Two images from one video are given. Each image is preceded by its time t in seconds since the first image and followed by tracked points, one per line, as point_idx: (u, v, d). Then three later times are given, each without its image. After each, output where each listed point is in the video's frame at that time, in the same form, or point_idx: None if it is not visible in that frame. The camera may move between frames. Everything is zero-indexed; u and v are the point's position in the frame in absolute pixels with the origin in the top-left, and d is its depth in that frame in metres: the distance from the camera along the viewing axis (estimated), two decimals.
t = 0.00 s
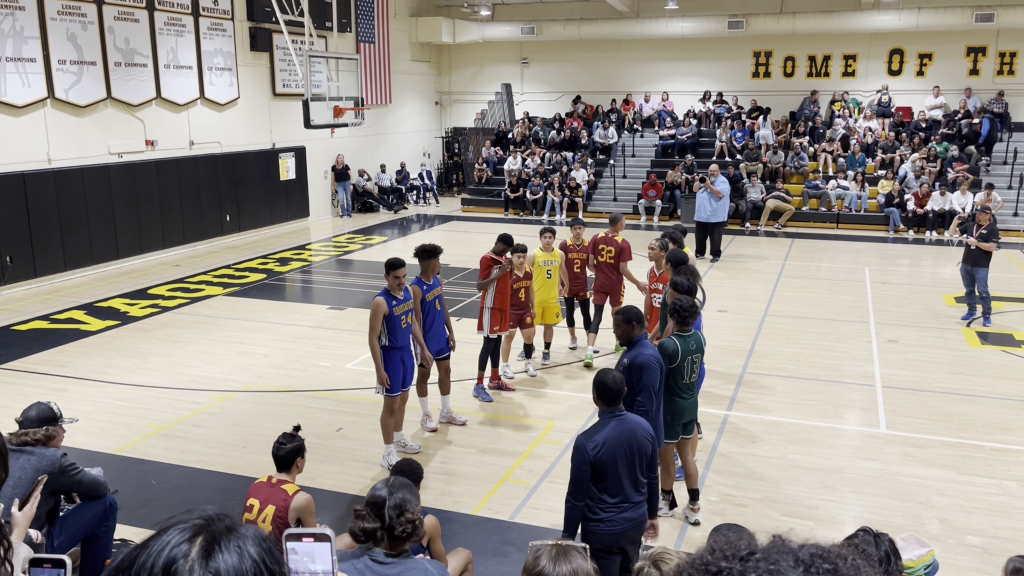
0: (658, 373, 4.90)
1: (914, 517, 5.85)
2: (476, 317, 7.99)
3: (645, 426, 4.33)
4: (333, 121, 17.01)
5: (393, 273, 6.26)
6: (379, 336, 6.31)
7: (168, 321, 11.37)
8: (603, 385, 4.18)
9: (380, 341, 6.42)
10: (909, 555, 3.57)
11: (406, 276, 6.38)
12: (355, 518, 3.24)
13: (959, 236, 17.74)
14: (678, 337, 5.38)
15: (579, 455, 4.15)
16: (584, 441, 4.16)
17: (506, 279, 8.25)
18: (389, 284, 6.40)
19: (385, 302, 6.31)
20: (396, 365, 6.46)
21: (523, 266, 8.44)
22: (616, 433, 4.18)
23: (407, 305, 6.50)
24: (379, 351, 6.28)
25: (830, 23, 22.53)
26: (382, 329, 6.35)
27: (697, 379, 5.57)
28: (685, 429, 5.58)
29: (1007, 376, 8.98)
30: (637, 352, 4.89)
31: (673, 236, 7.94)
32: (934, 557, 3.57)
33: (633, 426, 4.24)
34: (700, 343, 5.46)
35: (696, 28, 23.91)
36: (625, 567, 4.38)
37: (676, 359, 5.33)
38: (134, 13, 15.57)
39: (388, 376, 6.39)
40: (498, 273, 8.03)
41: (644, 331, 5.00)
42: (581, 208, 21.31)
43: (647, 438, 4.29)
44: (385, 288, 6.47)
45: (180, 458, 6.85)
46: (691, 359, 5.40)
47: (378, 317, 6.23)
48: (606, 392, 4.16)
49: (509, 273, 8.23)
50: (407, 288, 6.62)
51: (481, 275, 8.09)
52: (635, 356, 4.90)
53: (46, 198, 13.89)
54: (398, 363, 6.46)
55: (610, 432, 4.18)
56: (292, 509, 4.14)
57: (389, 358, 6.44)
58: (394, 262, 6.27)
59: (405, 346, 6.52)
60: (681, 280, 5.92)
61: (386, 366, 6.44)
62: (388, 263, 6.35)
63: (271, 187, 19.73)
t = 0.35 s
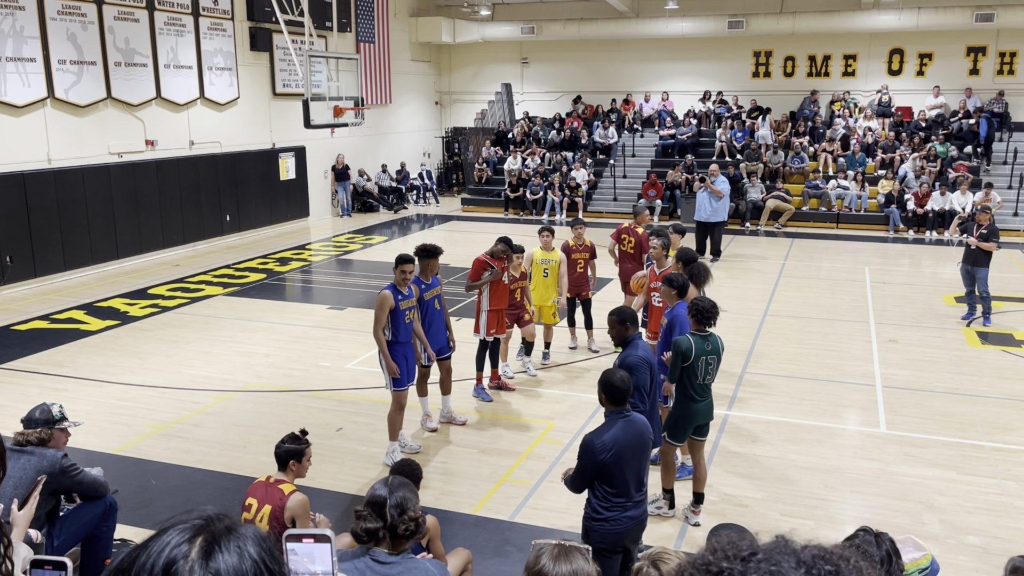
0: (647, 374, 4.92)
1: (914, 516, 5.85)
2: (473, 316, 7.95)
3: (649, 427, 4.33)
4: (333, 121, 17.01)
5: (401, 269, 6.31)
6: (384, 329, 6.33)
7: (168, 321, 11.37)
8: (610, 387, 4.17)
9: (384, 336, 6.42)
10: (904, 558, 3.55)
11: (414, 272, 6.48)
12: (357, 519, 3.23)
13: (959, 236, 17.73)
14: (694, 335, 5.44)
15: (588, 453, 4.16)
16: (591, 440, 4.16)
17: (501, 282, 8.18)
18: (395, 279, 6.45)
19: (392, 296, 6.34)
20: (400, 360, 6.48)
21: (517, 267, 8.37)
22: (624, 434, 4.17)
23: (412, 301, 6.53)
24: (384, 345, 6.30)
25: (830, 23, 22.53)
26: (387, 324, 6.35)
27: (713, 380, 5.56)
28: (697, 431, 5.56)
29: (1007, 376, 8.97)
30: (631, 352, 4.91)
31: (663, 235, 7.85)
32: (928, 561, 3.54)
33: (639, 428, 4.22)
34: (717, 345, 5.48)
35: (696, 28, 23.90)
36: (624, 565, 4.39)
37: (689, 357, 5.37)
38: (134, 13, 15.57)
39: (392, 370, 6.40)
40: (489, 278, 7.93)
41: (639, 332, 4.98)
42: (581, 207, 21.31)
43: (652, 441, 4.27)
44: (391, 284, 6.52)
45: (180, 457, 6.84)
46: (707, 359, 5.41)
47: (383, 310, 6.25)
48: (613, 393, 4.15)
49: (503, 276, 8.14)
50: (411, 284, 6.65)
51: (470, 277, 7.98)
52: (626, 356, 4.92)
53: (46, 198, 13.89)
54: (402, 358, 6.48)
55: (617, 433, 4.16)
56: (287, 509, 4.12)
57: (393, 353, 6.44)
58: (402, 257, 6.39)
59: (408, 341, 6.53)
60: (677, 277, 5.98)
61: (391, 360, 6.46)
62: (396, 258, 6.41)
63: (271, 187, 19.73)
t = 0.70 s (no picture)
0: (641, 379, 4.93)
1: (914, 516, 5.85)
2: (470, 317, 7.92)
3: (648, 425, 4.35)
4: (333, 121, 17.02)
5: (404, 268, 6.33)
6: (381, 326, 6.33)
7: (168, 321, 11.37)
8: (607, 383, 4.20)
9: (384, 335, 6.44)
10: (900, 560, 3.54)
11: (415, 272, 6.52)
12: (357, 518, 3.22)
13: (959, 236, 17.74)
14: (702, 337, 5.43)
15: (591, 453, 4.11)
16: (593, 440, 4.13)
17: (496, 283, 8.14)
18: (398, 279, 6.49)
19: (392, 295, 6.36)
20: (397, 360, 6.47)
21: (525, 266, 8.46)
22: (624, 431, 4.18)
23: (414, 301, 6.55)
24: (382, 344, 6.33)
25: (830, 23, 22.52)
26: (387, 323, 6.38)
27: (721, 383, 5.53)
28: (701, 431, 5.54)
29: (1007, 376, 8.98)
30: (626, 358, 4.91)
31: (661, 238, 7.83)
32: (920, 565, 3.52)
33: (638, 423, 4.24)
34: (727, 348, 5.46)
35: (696, 28, 23.90)
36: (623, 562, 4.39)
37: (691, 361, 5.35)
38: (134, 13, 15.56)
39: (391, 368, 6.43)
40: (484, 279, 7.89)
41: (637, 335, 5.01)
42: (581, 207, 21.32)
43: (651, 435, 4.32)
44: (393, 284, 6.56)
45: (181, 457, 6.85)
46: (713, 361, 5.39)
47: (384, 308, 6.29)
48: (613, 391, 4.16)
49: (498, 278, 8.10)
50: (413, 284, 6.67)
51: (465, 278, 7.95)
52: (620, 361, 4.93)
53: (46, 198, 13.88)
54: (400, 357, 6.47)
55: (618, 430, 4.17)
56: (292, 507, 4.12)
57: (391, 353, 6.44)
58: (405, 258, 6.39)
59: (407, 341, 6.53)
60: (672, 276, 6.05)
61: (387, 360, 6.46)
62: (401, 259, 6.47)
63: (271, 187, 19.74)
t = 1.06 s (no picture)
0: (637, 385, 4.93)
1: (914, 516, 5.86)
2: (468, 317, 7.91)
3: (646, 422, 4.36)
4: (333, 121, 17.02)
5: (393, 270, 6.29)
6: (377, 332, 6.33)
7: (168, 321, 11.37)
8: (605, 382, 4.20)
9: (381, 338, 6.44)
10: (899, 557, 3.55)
11: (406, 274, 6.39)
12: (358, 517, 3.22)
13: (959, 236, 17.74)
14: (707, 336, 5.44)
15: (592, 452, 4.10)
16: (593, 438, 4.12)
17: (491, 285, 8.08)
18: (389, 281, 6.42)
19: (387, 298, 6.35)
20: (395, 363, 6.48)
21: (532, 268, 8.53)
22: (623, 428, 4.18)
23: (408, 303, 6.53)
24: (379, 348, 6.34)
25: (830, 23, 22.53)
26: (383, 327, 6.37)
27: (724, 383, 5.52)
28: (702, 431, 5.54)
29: (1007, 376, 8.98)
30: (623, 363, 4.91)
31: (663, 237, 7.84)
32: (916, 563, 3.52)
33: (637, 420, 4.26)
34: (728, 348, 5.45)
35: (696, 28, 23.90)
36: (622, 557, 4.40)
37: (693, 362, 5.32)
38: (134, 13, 15.56)
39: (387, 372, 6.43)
40: (481, 280, 7.86)
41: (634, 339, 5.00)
42: (581, 207, 21.32)
43: (649, 431, 4.33)
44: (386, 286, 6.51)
45: (180, 457, 6.85)
46: (717, 361, 5.38)
47: (379, 312, 6.27)
48: (612, 389, 4.17)
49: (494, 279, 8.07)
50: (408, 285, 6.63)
51: (463, 279, 7.95)
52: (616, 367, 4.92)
53: (45, 198, 13.88)
54: (397, 361, 6.47)
55: (618, 426, 4.18)
56: (321, 481, 4.33)
57: (388, 356, 6.45)
58: (393, 258, 6.32)
59: (404, 344, 6.52)
60: (671, 276, 6.04)
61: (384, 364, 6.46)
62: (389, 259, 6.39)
63: (271, 187, 19.74)
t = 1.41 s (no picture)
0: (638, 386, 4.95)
1: (914, 516, 5.86)
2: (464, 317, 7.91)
3: (644, 422, 4.35)
4: (333, 121, 17.01)
5: (380, 276, 6.25)
6: (368, 338, 6.32)
7: (168, 321, 11.37)
8: (604, 381, 4.19)
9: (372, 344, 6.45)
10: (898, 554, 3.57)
11: (394, 279, 6.34)
12: (357, 517, 3.23)
13: (959, 236, 17.73)
14: (702, 335, 5.46)
15: (589, 452, 4.10)
16: (590, 438, 4.13)
17: (490, 286, 8.08)
18: (377, 288, 6.39)
19: (373, 305, 6.34)
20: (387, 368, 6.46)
21: (536, 269, 8.56)
22: (620, 428, 4.18)
23: (396, 308, 6.51)
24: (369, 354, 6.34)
25: (830, 23, 22.52)
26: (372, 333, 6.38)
27: (714, 382, 5.56)
28: (697, 431, 5.56)
29: (1007, 376, 8.98)
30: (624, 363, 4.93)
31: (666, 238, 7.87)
32: (914, 559, 3.53)
33: (635, 420, 4.25)
34: (722, 346, 5.49)
35: (696, 28, 23.90)
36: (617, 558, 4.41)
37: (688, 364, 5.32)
38: (134, 13, 15.56)
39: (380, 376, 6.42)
40: (480, 278, 7.87)
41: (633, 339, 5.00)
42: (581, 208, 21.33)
43: (647, 431, 4.33)
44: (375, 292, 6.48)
45: (180, 457, 6.85)
46: (712, 360, 5.39)
47: (366, 318, 6.30)
48: (610, 389, 4.16)
49: (492, 278, 8.06)
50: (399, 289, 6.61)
51: (461, 279, 7.96)
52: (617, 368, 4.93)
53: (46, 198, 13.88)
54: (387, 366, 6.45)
55: (616, 426, 4.17)
56: (352, 412, 4.58)
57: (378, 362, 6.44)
58: (381, 265, 6.27)
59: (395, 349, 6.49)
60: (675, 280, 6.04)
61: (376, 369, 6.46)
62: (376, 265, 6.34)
63: (271, 187, 19.75)
